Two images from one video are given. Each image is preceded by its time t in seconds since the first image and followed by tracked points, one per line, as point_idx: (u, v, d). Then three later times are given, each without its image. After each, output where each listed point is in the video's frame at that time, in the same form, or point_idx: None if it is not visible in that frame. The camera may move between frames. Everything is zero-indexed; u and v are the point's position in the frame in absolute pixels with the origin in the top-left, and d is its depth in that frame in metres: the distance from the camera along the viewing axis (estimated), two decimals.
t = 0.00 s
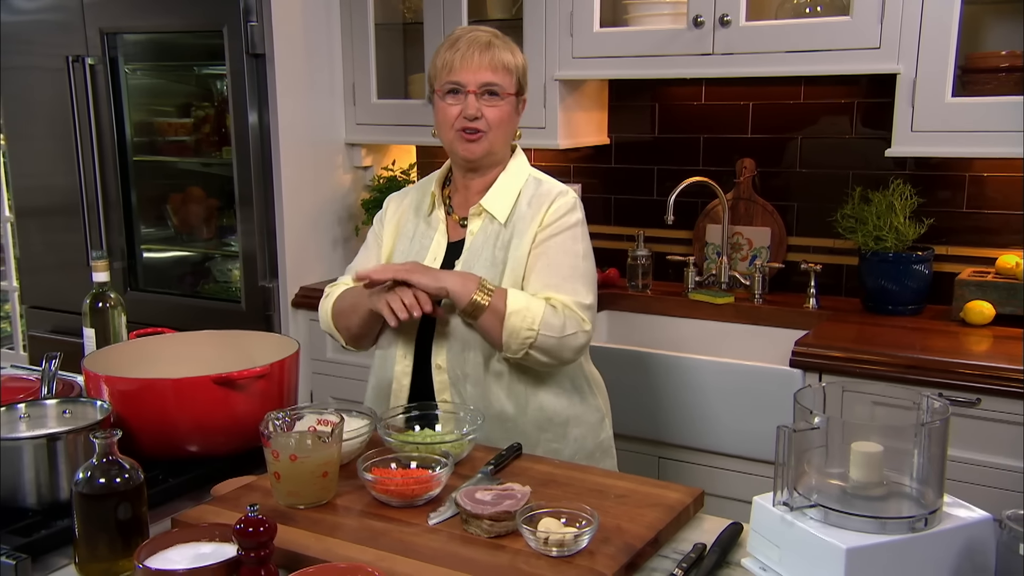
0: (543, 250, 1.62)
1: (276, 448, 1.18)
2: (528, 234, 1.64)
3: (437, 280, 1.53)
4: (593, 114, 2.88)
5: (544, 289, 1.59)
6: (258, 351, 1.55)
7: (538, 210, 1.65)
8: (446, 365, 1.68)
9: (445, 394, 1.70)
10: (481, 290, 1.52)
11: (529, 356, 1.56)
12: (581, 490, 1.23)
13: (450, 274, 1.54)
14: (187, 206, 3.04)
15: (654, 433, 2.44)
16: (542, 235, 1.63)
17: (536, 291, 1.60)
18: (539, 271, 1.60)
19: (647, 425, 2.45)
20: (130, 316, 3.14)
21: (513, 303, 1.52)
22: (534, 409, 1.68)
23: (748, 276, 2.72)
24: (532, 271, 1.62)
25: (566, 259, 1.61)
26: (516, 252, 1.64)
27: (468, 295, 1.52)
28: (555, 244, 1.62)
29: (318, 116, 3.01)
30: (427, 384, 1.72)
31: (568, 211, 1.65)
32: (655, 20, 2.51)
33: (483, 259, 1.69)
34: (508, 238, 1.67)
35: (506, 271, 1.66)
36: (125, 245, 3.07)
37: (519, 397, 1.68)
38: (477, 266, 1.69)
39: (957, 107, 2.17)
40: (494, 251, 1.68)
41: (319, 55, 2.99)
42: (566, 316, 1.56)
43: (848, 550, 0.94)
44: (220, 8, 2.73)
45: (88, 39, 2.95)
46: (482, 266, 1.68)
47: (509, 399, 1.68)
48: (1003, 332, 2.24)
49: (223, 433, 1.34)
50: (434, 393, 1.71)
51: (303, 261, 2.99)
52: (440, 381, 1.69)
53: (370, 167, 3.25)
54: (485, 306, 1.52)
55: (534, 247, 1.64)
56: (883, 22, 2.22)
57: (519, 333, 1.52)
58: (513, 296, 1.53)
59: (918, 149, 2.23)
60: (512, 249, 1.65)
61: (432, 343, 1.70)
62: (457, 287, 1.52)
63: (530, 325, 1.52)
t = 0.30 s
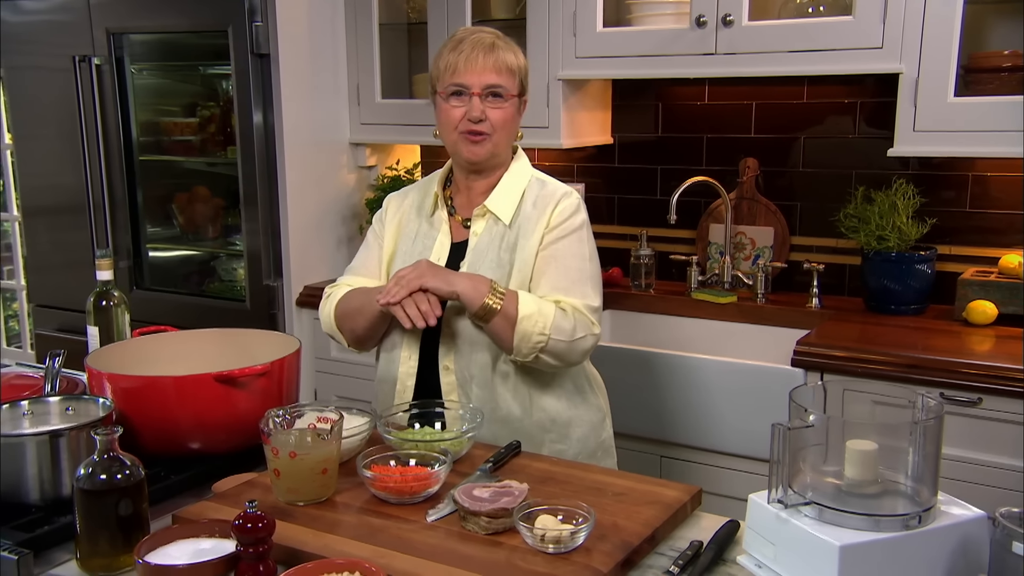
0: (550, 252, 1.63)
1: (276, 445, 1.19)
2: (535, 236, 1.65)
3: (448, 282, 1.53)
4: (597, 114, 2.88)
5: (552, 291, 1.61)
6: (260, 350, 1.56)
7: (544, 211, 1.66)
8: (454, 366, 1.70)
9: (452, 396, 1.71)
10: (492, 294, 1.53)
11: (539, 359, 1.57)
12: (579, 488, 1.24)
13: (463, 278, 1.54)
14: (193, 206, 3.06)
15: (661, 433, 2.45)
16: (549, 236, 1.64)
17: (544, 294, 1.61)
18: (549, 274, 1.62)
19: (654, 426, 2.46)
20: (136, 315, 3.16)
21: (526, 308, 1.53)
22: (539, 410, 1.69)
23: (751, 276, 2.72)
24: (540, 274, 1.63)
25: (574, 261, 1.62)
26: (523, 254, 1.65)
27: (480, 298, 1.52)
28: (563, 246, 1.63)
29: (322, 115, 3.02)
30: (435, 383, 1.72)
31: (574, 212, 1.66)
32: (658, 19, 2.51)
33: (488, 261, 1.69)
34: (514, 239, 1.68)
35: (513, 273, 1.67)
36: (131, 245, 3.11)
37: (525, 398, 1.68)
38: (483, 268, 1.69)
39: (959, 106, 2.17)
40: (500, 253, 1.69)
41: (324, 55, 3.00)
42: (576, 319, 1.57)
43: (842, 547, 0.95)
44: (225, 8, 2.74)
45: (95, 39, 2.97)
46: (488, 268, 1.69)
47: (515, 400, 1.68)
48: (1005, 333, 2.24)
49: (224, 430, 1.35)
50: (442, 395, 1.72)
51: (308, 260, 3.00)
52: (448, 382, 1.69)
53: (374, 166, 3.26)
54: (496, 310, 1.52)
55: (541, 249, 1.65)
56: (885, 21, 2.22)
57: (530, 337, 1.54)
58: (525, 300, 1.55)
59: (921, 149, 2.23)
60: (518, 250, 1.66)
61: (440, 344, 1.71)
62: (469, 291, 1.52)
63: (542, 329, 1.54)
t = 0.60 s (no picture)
0: (560, 255, 1.63)
1: (276, 442, 1.20)
2: (544, 238, 1.65)
3: (458, 287, 1.51)
4: (599, 114, 2.89)
5: (561, 295, 1.60)
6: (262, 348, 1.58)
7: (554, 213, 1.67)
8: (462, 369, 1.69)
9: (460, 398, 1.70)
10: (503, 300, 1.52)
11: (550, 364, 1.57)
12: (577, 485, 1.24)
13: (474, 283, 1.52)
14: (198, 205, 3.07)
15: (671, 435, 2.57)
16: (559, 238, 1.65)
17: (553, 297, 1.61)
18: (559, 277, 1.61)
19: (662, 426, 2.58)
20: (141, 314, 3.17)
21: (537, 314, 1.53)
22: (547, 413, 1.68)
23: (754, 275, 2.72)
24: (549, 277, 1.63)
25: (584, 264, 1.62)
26: (532, 256, 1.66)
27: (491, 306, 1.50)
28: (572, 249, 1.63)
29: (326, 115, 3.03)
30: (442, 382, 1.72)
31: (583, 214, 1.67)
32: (660, 19, 2.51)
33: (497, 262, 1.70)
34: (524, 241, 1.68)
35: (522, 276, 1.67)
36: (136, 244, 3.08)
37: (533, 400, 1.68)
38: (491, 270, 1.70)
39: (961, 106, 2.17)
40: (509, 254, 1.69)
41: (328, 55, 3.01)
42: (587, 322, 1.58)
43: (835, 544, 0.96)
44: (229, 8, 2.75)
45: (100, 39, 2.98)
46: (496, 269, 1.69)
47: (524, 403, 1.67)
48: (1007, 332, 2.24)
49: (225, 428, 1.36)
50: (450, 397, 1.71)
51: (311, 260, 3.01)
52: (456, 385, 1.69)
53: (378, 166, 3.28)
54: (507, 317, 1.52)
55: (550, 251, 1.65)
56: (887, 21, 2.22)
57: (541, 342, 1.54)
58: (535, 306, 1.54)
59: (922, 149, 2.23)
60: (528, 252, 1.67)
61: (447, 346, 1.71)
62: (478, 297, 1.50)
63: (553, 335, 1.54)
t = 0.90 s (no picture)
0: (580, 263, 1.65)
1: (277, 439, 1.20)
2: (561, 246, 1.66)
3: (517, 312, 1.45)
4: (605, 114, 2.89)
5: (585, 304, 1.63)
6: (266, 347, 1.59)
7: (570, 218, 1.67)
8: (477, 377, 1.69)
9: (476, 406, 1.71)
10: (546, 319, 1.51)
11: (578, 376, 1.59)
12: (578, 484, 1.25)
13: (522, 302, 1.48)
14: (205, 204, 3.07)
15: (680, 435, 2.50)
16: (577, 246, 1.66)
17: (576, 306, 1.63)
18: (581, 289, 1.63)
19: (666, 425, 2.52)
20: (148, 313, 3.19)
21: (573, 331, 1.54)
22: (564, 419, 1.68)
23: (759, 275, 2.71)
24: (573, 286, 1.64)
25: (604, 273, 1.64)
26: (550, 263, 1.66)
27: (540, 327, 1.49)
28: (593, 256, 1.65)
29: (332, 115, 3.04)
30: (456, 386, 1.73)
31: (598, 218, 1.67)
32: (665, 19, 2.52)
33: (512, 267, 1.69)
34: (539, 245, 1.68)
35: (541, 283, 1.67)
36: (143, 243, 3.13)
37: (549, 407, 1.68)
38: (507, 275, 1.69)
39: (965, 106, 2.17)
40: (524, 259, 1.69)
41: (334, 55, 3.02)
42: (613, 333, 1.60)
43: (832, 543, 0.96)
44: (236, 9, 2.77)
45: (109, 40, 3.00)
46: (512, 275, 1.69)
47: (540, 411, 1.67)
48: (1013, 332, 2.24)
49: (229, 426, 1.37)
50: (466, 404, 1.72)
51: (317, 260, 3.03)
52: (472, 393, 1.69)
53: (384, 166, 3.29)
54: (550, 335, 1.52)
55: (569, 259, 1.66)
56: (891, 21, 2.22)
57: (577, 359, 1.55)
58: (571, 323, 1.55)
59: (927, 149, 2.23)
60: (545, 258, 1.67)
61: (462, 353, 1.71)
62: (530, 323, 1.47)
63: (588, 352, 1.55)
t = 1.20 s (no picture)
0: (597, 265, 1.65)
1: (282, 437, 1.21)
2: (578, 247, 1.67)
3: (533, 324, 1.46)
4: (610, 114, 2.89)
5: (601, 306, 1.63)
6: (270, 345, 1.60)
7: (586, 220, 1.68)
8: (495, 378, 1.69)
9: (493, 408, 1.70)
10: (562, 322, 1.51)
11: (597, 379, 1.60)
12: (581, 483, 1.25)
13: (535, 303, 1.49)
14: (212, 204, 3.09)
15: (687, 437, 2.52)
16: (592, 250, 1.66)
17: (593, 308, 1.64)
18: (599, 290, 1.64)
19: (673, 425, 2.53)
20: (156, 311, 3.21)
21: (591, 333, 1.55)
22: (580, 420, 1.69)
23: (764, 275, 2.72)
24: (590, 288, 1.65)
25: (621, 274, 1.65)
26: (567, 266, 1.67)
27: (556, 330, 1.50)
28: (610, 258, 1.66)
29: (339, 115, 3.05)
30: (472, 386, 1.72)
31: (614, 219, 1.68)
32: (671, 19, 2.52)
33: (528, 269, 1.69)
34: (556, 247, 1.69)
35: (557, 284, 1.68)
36: (152, 243, 3.15)
37: (566, 408, 1.68)
38: (523, 278, 1.69)
39: (971, 106, 2.17)
40: (540, 261, 1.69)
41: (341, 56, 3.04)
42: (631, 335, 1.60)
43: (832, 542, 0.96)
44: (244, 9, 2.78)
45: (117, 40, 3.02)
46: (528, 277, 1.69)
47: (557, 412, 1.67)
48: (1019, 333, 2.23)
49: (235, 424, 1.38)
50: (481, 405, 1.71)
51: (324, 259, 3.04)
52: (489, 395, 1.68)
53: (391, 165, 3.29)
54: (567, 337, 1.52)
55: (586, 261, 1.67)
56: (897, 21, 2.21)
57: (594, 362, 1.55)
58: (589, 326, 1.56)
59: (932, 149, 2.22)
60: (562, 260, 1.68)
61: (478, 355, 1.70)
62: (547, 325, 1.48)
63: (605, 355, 1.56)
